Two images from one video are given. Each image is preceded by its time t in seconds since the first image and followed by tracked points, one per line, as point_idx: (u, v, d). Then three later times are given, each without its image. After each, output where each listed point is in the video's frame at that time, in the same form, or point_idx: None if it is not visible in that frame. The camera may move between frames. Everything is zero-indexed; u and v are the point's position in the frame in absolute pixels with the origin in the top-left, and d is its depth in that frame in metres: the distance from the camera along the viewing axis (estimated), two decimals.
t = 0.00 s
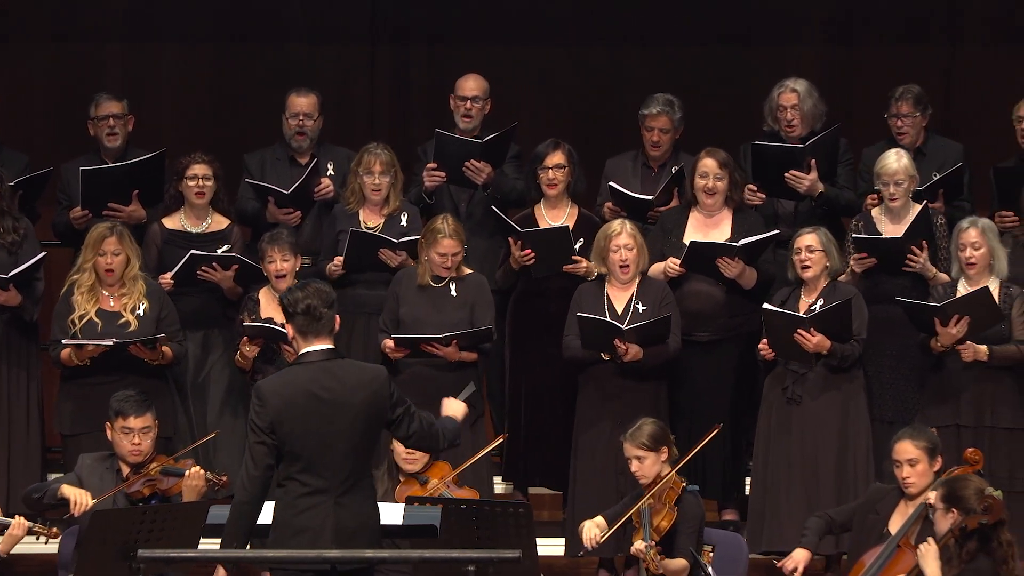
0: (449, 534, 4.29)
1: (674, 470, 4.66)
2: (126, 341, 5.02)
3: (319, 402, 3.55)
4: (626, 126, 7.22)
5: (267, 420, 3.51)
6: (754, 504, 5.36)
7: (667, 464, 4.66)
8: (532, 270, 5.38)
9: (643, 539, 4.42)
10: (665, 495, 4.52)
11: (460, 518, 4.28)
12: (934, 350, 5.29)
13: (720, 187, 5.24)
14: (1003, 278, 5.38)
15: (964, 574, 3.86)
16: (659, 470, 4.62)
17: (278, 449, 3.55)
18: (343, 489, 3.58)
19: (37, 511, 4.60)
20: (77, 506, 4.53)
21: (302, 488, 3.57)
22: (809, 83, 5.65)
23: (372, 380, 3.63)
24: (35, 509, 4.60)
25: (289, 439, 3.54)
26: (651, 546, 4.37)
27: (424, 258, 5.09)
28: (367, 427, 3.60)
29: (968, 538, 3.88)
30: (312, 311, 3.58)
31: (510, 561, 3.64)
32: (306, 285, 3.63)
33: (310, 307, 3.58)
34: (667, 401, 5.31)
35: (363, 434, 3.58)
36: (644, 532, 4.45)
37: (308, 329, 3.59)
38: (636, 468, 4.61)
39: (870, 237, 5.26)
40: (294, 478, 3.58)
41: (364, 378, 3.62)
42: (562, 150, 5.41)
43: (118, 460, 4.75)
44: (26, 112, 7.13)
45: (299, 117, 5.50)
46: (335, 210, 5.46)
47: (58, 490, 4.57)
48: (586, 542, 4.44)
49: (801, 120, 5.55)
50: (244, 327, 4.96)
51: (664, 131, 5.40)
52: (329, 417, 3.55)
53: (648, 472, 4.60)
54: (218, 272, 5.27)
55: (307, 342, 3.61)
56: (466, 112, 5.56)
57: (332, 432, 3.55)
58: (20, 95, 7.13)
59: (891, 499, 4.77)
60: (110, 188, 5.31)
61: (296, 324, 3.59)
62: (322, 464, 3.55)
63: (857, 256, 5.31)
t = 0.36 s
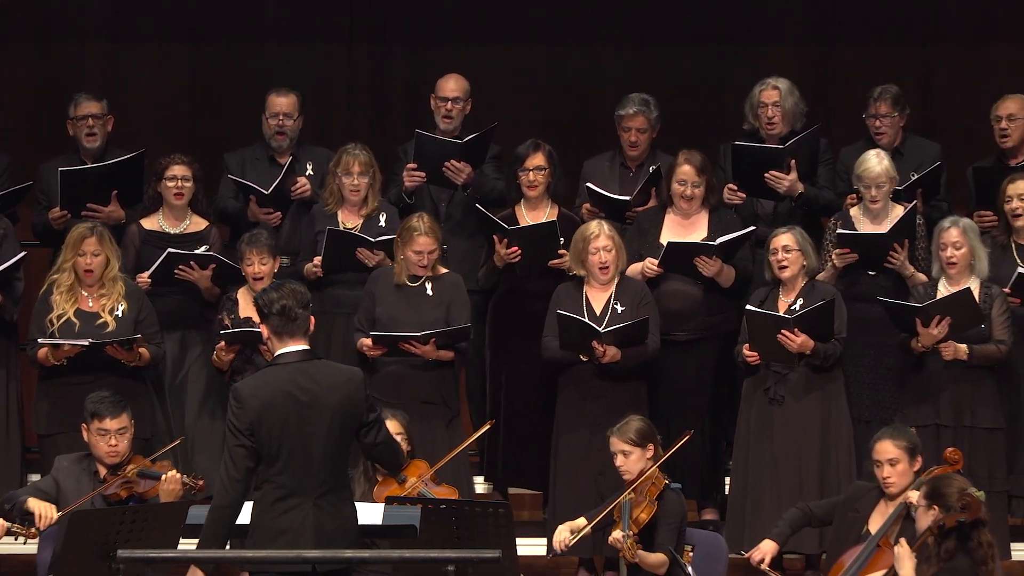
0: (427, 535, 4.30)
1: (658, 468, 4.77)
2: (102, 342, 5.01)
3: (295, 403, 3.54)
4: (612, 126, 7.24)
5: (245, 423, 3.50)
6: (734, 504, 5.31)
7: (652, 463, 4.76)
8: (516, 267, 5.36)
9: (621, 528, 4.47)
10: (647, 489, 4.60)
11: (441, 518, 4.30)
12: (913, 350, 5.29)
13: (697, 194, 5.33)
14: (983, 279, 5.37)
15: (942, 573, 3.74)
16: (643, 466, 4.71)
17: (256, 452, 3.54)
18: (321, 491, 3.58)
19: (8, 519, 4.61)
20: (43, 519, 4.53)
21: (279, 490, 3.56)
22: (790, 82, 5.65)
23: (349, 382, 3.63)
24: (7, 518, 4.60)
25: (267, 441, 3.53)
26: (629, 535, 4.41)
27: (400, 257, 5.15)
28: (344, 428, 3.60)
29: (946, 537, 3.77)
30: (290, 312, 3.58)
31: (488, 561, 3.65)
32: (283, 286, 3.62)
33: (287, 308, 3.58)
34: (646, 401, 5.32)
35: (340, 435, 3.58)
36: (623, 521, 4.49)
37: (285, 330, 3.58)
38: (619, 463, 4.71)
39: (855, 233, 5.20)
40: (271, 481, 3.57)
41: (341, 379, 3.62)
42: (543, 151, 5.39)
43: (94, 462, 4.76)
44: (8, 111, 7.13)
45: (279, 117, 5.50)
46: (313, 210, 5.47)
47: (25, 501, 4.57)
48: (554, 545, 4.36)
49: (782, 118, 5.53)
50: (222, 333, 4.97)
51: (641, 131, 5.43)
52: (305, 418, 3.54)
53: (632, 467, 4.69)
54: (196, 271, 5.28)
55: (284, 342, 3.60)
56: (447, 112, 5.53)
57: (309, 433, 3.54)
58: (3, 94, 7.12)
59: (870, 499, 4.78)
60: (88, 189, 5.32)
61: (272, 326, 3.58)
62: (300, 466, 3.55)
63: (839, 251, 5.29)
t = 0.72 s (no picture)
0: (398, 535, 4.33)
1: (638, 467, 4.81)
2: (76, 344, 5.02)
3: (277, 399, 3.61)
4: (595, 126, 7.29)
5: (227, 418, 3.57)
6: (705, 505, 5.32)
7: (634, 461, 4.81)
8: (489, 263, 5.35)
9: (595, 517, 4.54)
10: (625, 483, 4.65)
11: (413, 519, 4.33)
12: (887, 350, 5.30)
13: (669, 198, 5.38)
14: (956, 279, 5.39)
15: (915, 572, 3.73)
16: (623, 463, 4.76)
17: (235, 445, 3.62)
18: (297, 487, 3.68)
19: None
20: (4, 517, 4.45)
21: (256, 486, 3.64)
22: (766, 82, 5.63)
23: (327, 379, 3.72)
24: None
25: (247, 435, 3.61)
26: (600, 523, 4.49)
27: (364, 256, 5.25)
28: (323, 425, 3.69)
29: (919, 535, 3.77)
30: (269, 310, 3.65)
31: (461, 561, 3.77)
32: (260, 284, 3.69)
33: (266, 305, 3.65)
34: (617, 400, 5.35)
35: (318, 431, 3.68)
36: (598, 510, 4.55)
37: (263, 327, 3.65)
38: (601, 458, 4.75)
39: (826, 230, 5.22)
40: (248, 475, 3.65)
41: (319, 376, 3.70)
42: (517, 157, 5.35)
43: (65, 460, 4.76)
44: None
45: (251, 118, 5.50)
46: (284, 210, 5.54)
47: None
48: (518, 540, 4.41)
49: (756, 118, 5.51)
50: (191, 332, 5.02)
51: (611, 129, 5.49)
52: (286, 415, 3.62)
53: (612, 463, 4.74)
54: (165, 270, 5.29)
55: (262, 338, 3.68)
56: (420, 111, 5.50)
57: (290, 429, 3.63)
58: None
59: (842, 497, 4.80)
60: (60, 189, 5.32)
61: (251, 321, 3.64)
62: (279, 462, 3.64)
63: (810, 248, 5.30)
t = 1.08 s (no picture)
0: (376, 532, 4.35)
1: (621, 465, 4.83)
2: (62, 340, 5.02)
3: (255, 395, 3.65)
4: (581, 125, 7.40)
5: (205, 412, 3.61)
6: (681, 501, 5.40)
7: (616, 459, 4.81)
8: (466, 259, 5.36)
9: (574, 515, 4.57)
10: (606, 481, 4.65)
11: (390, 516, 4.34)
12: (864, 349, 5.31)
13: (647, 189, 5.37)
14: (933, 277, 5.40)
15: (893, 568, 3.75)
16: (605, 461, 4.77)
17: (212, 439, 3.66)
18: (272, 483, 3.74)
19: None
20: None
21: (236, 482, 3.69)
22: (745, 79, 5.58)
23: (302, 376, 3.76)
24: None
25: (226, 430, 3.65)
26: (579, 521, 4.49)
27: (334, 253, 5.29)
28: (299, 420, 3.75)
29: (896, 532, 3.78)
30: (245, 311, 3.69)
31: (440, 558, 3.84)
32: (237, 287, 3.73)
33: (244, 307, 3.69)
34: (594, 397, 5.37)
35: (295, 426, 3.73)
36: (577, 508, 4.57)
37: (240, 328, 3.69)
38: (584, 456, 4.77)
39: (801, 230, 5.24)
40: (225, 469, 3.68)
41: (294, 372, 3.74)
42: (494, 153, 5.37)
43: (41, 459, 4.76)
44: None
45: (229, 118, 5.53)
46: (259, 207, 5.57)
47: None
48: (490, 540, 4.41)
49: (736, 118, 5.47)
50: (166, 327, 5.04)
51: (590, 124, 5.49)
52: (265, 412, 3.66)
53: (594, 461, 4.76)
54: (143, 270, 5.34)
55: (236, 338, 3.70)
56: (398, 108, 5.49)
57: (268, 425, 3.68)
58: None
59: (820, 494, 4.78)
60: (39, 186, 5.32)
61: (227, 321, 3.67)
62: (254, 456, 3.69)
63: (786, 247, 5.29)
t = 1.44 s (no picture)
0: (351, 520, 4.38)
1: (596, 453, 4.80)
2: (37, 327, 5.02)
3: (221, 405, 3.67)
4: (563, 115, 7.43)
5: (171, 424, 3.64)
6: (658, 489, 5.40)
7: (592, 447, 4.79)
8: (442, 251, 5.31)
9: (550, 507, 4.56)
10: (583, 472, 4.65)
11: (365, 503, 4.38)
12: (840, 339, 5.32)
13: (622, 174, 5.40)
14: (910, 265, 5.38)
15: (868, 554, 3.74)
16: (583, 451, 4.74)
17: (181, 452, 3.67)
18: (249, 491, 3.71)
19: None
20: None
21: (210, 488, 3.68)
22: (720, 68, 5.60)
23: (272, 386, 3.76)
24: None
25: (194, 443, 3.66)
26: (556, 514, 4.49)
27: (310, 243, 5.30)
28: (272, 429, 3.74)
29: (872, 518, 3.76)
30: (213, 328, 3.73)
31: (416, 544, 3.88)
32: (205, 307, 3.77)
33: (211, 325, 3.73)
34: (570, 385, 5.39)
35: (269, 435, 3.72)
36: (554, 501, 4.57)
37: (210, 345, 3.72)
38: (561, 445, 4.74)
39: (777, 218, 5.22)
40: (201, 481, 3.68)
41: (264, 382, 3.75)
42: (468, 135, 5.35)
43: (16, 452, 4.74)
44: None
45: (206, 106, 5.55)
46: (233, 195, 5.58)
47: None
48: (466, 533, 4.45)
49: (713, 106, 5.48)
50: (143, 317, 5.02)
51: (568, 111, 5.48)
52: (233, 420, 3.67)
53: (571, 451, 4.73)
54: (122, 262, 5.27)
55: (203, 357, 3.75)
56: (374, 95, 5.51)
57: (238, 435, 3.68)
58: None
59: (796, 485, 4.83)
60: (15, 173, 5.30)
61: (194, 337, 3.72)
62: (228, 466, 3.68)
63: (762, 235, 5.31)
